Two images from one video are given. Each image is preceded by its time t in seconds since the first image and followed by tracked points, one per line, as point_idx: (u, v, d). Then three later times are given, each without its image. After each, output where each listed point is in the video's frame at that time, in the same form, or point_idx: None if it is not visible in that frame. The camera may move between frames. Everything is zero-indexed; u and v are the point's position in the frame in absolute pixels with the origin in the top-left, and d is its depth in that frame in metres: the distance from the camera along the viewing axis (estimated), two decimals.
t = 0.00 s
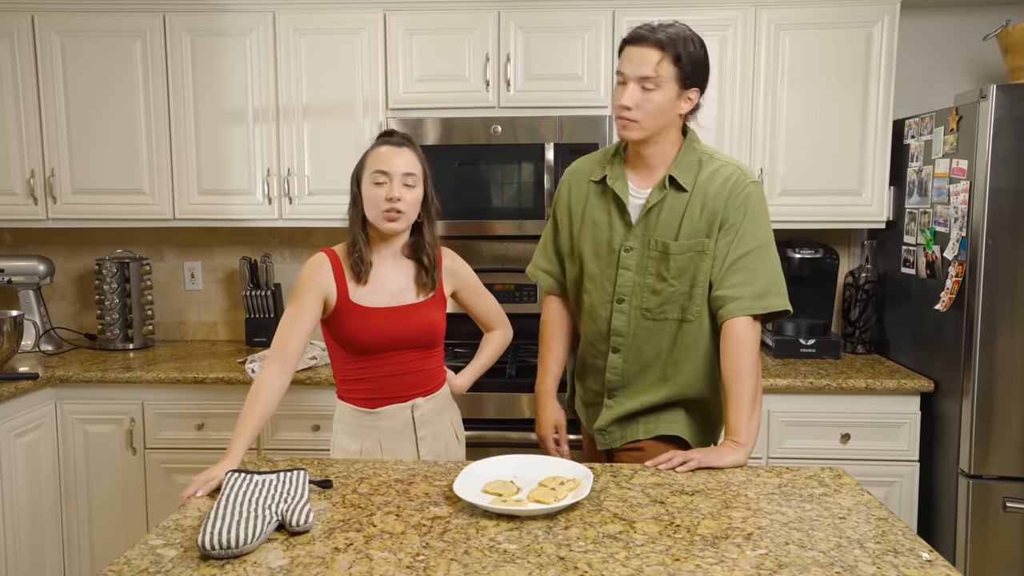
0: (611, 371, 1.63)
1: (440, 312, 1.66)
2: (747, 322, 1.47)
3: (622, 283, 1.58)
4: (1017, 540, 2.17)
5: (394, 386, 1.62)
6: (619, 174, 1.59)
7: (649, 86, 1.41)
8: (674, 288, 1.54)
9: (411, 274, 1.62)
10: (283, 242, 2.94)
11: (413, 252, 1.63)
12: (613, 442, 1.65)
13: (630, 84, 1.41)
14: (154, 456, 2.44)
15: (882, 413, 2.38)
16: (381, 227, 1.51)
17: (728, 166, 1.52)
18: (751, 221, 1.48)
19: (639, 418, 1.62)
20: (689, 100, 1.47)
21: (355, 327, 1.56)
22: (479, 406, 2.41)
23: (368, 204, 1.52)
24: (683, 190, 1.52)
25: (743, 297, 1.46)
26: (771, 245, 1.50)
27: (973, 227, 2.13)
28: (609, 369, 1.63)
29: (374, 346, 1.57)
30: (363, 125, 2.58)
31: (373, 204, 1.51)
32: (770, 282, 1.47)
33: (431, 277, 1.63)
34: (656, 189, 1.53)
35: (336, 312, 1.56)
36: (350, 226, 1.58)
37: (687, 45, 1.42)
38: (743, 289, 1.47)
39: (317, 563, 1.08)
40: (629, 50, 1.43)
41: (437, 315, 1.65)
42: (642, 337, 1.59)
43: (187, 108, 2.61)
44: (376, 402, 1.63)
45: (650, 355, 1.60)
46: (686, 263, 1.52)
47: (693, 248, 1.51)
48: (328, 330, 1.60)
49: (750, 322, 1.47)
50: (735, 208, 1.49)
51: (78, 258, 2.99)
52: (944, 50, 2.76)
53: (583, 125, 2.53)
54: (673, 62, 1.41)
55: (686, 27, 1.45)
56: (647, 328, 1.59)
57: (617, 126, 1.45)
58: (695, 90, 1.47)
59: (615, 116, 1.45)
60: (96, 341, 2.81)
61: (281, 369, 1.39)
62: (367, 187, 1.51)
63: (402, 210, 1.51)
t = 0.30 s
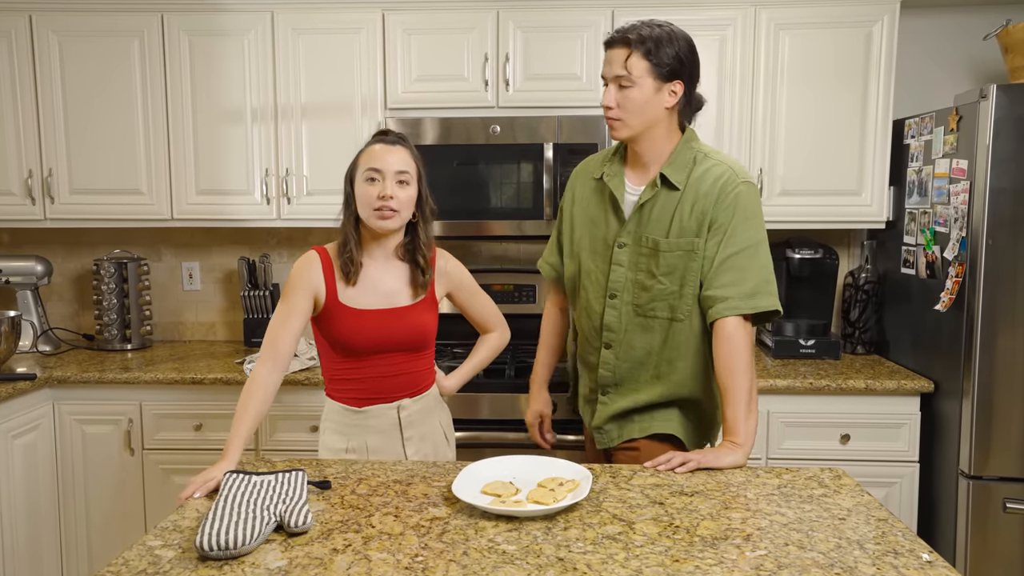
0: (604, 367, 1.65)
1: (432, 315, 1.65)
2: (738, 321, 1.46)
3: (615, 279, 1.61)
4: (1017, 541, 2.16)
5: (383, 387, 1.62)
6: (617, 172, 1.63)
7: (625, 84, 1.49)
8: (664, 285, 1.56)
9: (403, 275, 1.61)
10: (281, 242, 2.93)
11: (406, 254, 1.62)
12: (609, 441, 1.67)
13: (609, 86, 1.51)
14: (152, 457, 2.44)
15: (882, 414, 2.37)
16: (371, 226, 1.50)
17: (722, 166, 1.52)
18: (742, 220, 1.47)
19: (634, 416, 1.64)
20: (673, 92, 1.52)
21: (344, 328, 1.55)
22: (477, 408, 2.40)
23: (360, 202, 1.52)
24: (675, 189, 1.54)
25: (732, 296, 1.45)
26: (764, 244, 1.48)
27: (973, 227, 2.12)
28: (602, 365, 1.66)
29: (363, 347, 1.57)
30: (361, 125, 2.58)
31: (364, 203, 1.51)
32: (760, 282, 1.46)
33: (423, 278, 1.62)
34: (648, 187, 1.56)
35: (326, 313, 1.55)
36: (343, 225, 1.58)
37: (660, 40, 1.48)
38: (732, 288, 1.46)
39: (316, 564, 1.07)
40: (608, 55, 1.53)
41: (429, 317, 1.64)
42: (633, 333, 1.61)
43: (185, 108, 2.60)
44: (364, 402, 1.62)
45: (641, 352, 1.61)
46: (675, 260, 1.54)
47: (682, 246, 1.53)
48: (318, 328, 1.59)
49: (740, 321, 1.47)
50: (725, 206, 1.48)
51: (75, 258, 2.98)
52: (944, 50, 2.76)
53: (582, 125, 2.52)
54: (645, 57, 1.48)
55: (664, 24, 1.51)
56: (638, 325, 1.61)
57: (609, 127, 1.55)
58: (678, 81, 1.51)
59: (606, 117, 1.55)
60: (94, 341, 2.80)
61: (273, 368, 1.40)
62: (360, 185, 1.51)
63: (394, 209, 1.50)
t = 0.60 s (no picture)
0: (601, 366, 1.67)
1: (424, 316, 1.64)
2: (731, 318, 1.44)
3: (610, 278, 1.63)
4: (1017, 542, 2.16)
5: (375, 389, 1.61)
6: (614, 174, 1.66)
7: (615, 87, 1.50)
8: (657, 284, 1.57)
9: (395, 276, 1.60)
10: (280, 242, 2.93)
11: (397, 254, 1.61)
12: (611, 439, 1.69)
13: (599, 91, 1.52)
14: (150, 458, 2.43)
15: (882, 414, 2.37)
16: (363, 227, 1.49)
17: (712, 165, 1.51)
18: (731, 218, 1.46)
19: (633, 415, 1.65)
20: (663, 90, 1.52)
21: (333, 330, 1.55)
22: (476, 409, 2.39)
23: (352, 203, 1.51)
24: (666, 189, 1.55)
25: (722, 294, 1.44)
26: (754, 242, 1.46)
27: (973, 227, 2.12)
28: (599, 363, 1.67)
29: (353, 349, 1.56)
30: (360, 125, 2.57)
31: (356, 204, 1.50)
32: (751, 280, 1.44)
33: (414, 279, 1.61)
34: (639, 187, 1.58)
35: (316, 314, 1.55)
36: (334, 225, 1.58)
37: (646, 41, 1.49)
38: (722, 286, 1.44)
39: (315, 565, 1.07)
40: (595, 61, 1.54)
41: (421, 318, 1.63)
42: (627, 332, 1.63)
43: (183, 108, 2.60)
44: (356, 404, 1.63)
45: (636, 351, 1.62)
46: (667, 260, 1.54)
47: (673, 245, 1.53)
48: (309, 330, 1.59)
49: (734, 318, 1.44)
50: (713, 206, 1.48)
51: (74, 258, 2.97)
52: (944, 49, 2.75)
53: (582, 125, 2.51)
54: (632, 58, 1.48)
55: (649, 26, 1.52)
56: (633, 324, 1.62)
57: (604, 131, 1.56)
58: (667, 79, 1.52)
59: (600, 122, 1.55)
60: (92, 342, 2.80)
61: (265, 368, 1.41)
62: (352, 186, 1.51)
63: (385, 210, 1.49)
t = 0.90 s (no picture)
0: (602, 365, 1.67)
1: (423, 315, 1.63)
2: (720, 320, 1.42)
3: (611, 278, 1.63)
4: (1017, 543, 2.15)
5: (375, 389, 1.61)
6: (615, 174, 1.66)
7: (615, 91, 1.49)
8: (655, 285, 1.57)
9: (395, 276, 1.58)
10: (278, 243, 2.92)
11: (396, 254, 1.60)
12: (612, 438, 1.70)
13: (599, 95, 1.52)
14: (149, 459, 2.43)
15: (882, 415, 2.36)
16: (358, 227, 1.49)
17: (709, 166, 1.49)
18: (724, 220, 1.44)
19: (636, 414, 1.66)
20: (663, 92, 1.51)
21: (330, 330, 1.55)
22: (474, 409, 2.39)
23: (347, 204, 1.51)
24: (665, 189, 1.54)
25: (708, 296, 1.42)
26: (746, 244, 1.44)
27: (973, 228, 2.11)
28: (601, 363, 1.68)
29: (351, 348, 1.56)
30: (358, 125, 2.57)
31: (350, 205, 1.50)
32: (740, 281, 1.41)
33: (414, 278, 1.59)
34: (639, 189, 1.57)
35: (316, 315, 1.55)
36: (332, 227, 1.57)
37: (644, 43, 1.48)
38: (709, 288, 1.42)
39: (313, 566, 1.06)
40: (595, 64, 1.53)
41: (421, 317, 1.62)
42: (628, 333, 1.63)
43: (181, 108, 2.59)
44: (357, 404, 1.62)
45: (637, 351, 1.63)
46: (664, 261, 1.54)
47: (670, 247, 1.53)
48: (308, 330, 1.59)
49: (722, 321, 1.42)
50: (707, 208, 1.46)
51: (71, 259, 2.97)
52: (944, 49, 2.75)
53: (581, 125, 2.50)
54: (631, 61, 1.48)
55: (647, 28, 1.51)
56: (634, 324, 1.62)
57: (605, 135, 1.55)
58: (667, 82, 1.51)
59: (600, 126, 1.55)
60: (90, 342, 2.79)
61: (263, 368, 1.41)
62: (346, 187, 1.50)
63: (379, 209, 1.49)
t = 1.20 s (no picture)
0: (600, 365, 1.68)
1: (429, 313, 1.62)
2: (712, 325, 1.41)
3: (609, 279, 1.63)
4: (1017, 544, 2.15)
5: (382, 387, 1.60)
6: (617, 174, 1.66)
7: (617, 98, 1.48)
8: (651, 287, 1.56)
9: (402, 273, 1.59)
10: (277, 243, 2.92)
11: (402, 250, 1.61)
12: (607, 437, 1.70)
13: (601, 102, 1.51)
14: (147, 459, 2.42)
15: (881, 416, 2.36)
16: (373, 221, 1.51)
17: (709, 168, 1.48)
18: (720, 224, 1.43)
19: (630, 414, 1.67)
20: (666, 99, 1.50)
21: (335, 327, 1.54)
22: (473, 410, 2.38)
23: (357, 200, 1.52)
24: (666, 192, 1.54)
25: (701, 300, 1.41)
26: (742, 248, 1.43)
27: (973, 228, 2.11)
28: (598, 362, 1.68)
29: (356, 347, 1.56)
30: (357, 125, 2.56)
31: (361, 200, 1.51)
32: (733, 286, 1.41)
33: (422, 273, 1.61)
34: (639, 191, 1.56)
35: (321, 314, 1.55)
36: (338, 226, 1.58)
37: (646, 50, 1.47)
38: (702, 292, 1.42)
39: (311, 567, 1.06)
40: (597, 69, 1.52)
41: (425, 315, 1.61)
42: (624, 334, 1.63)
43: (179, 108, 2.59)
44: (363, 404, 1.61)
45: (632, 352, 1.62)
46: (661, 263, 1.54)
47: (667, 250, 1.52)
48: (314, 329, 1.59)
49: (715, 325, 1.42)
50: (704, 211, 1.46)
51: (69, 259, 2.96)
52: (944, 49, 2.74)
53: (581, 125, 2.50)
54: (633, 69, 1.47)
55: (648, 31, 1.49)
56: (630, 325, 1.62)
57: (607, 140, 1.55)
58: (671, 88, 1.50)
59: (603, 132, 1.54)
60: (88, 343, 2.79)
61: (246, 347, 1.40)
62: (355, 184, 1.52)
63: (391, 203, 1.51)
